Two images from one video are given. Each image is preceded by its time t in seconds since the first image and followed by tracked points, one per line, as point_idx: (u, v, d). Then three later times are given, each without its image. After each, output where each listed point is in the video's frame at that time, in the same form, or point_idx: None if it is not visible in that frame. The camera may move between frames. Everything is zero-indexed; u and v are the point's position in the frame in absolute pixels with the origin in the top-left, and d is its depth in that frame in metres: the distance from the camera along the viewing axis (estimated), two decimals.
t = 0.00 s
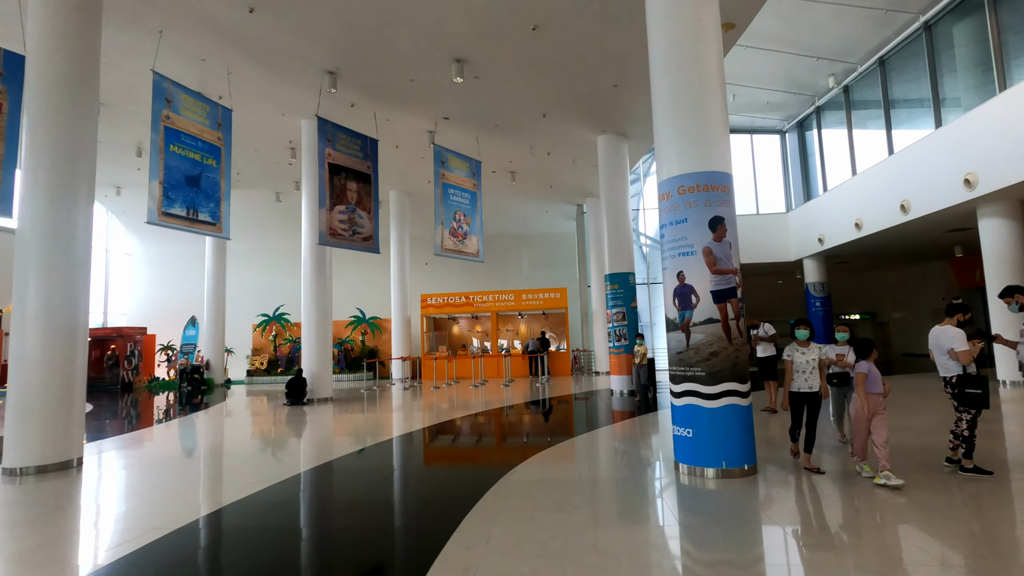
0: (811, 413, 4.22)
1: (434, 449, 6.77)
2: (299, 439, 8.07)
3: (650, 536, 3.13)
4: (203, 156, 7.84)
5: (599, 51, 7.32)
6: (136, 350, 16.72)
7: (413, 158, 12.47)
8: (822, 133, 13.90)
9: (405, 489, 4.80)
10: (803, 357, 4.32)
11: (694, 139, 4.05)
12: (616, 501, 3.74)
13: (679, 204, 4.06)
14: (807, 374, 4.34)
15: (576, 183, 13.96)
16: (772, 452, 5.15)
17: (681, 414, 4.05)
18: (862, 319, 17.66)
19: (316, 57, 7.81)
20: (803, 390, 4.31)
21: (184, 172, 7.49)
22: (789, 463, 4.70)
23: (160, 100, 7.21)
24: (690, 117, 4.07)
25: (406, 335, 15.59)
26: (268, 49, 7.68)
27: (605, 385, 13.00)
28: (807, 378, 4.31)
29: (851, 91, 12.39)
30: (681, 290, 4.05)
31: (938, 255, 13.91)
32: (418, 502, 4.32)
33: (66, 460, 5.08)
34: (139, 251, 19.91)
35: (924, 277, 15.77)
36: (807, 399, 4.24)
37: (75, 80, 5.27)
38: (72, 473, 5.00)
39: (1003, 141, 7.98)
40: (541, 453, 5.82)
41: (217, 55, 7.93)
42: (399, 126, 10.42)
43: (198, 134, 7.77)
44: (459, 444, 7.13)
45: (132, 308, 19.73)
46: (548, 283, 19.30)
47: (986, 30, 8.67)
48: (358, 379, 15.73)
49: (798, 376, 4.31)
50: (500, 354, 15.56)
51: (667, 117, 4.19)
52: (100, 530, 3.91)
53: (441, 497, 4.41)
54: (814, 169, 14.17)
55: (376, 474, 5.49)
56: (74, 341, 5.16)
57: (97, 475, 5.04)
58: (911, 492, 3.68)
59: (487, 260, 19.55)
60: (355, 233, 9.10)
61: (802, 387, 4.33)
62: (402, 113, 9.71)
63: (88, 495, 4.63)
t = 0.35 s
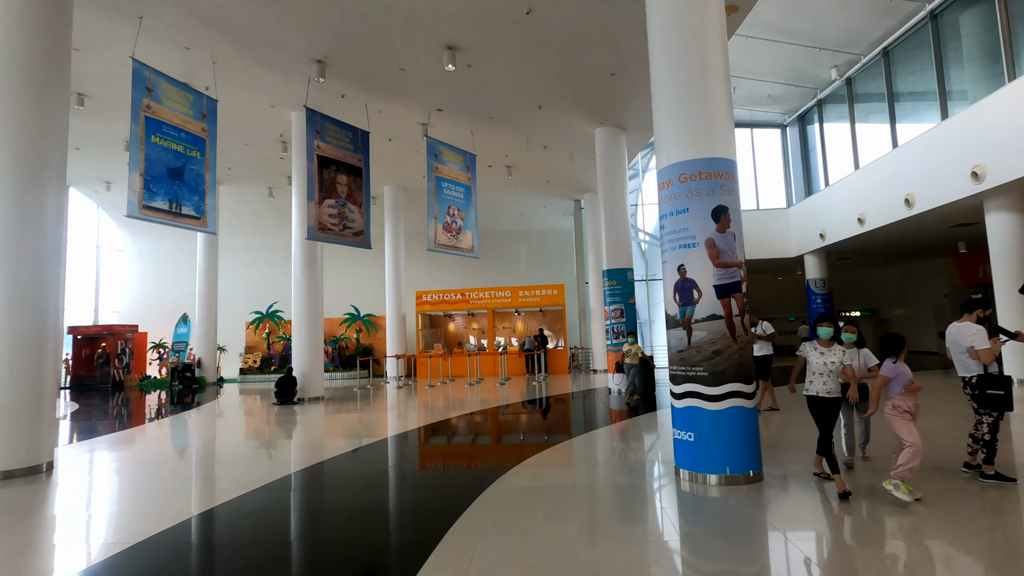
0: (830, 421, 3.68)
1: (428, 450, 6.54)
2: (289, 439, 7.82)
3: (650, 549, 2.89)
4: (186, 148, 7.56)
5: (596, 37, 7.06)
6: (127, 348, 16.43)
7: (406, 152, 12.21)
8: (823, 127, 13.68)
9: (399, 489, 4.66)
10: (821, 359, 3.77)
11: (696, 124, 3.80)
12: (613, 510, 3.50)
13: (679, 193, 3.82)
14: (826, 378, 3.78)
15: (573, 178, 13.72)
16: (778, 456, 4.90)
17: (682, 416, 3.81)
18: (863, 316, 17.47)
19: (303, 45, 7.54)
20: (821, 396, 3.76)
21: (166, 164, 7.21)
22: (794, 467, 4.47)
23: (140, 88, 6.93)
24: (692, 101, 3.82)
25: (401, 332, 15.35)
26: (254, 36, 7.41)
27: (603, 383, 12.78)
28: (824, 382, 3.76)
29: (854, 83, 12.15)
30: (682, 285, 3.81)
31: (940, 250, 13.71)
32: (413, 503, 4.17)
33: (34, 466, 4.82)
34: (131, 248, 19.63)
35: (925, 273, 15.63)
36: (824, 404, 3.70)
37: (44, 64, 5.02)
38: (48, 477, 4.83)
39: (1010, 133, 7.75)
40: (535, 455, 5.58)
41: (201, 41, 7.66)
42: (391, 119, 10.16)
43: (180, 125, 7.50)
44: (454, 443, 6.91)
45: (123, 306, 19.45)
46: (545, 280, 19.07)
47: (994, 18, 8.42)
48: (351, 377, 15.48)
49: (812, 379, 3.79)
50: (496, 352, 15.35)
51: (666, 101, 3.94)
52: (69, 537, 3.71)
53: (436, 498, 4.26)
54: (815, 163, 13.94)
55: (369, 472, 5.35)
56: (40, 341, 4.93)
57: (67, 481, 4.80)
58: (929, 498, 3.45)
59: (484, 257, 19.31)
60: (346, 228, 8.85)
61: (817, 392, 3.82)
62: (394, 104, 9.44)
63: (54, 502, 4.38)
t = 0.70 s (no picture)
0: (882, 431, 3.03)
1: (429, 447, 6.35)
2: (281, 438, 7.57)
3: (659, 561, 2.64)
4: (175, 138, 7.31)
5: (598, 23, 6.79)
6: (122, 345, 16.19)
7: (405, 146, 11.94)
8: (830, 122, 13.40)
9: (398, 487, 4.56)
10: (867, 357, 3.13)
11: (709, 106, 3.54)
12: (619, 518, 3.24)
13: (690, 179, 3.56)
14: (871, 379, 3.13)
15: (575, 174, 13.46)
16: (792, 461, 4.63)
17: (693, 419, 3.55)
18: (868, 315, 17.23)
19: (296, 32, 7.28)
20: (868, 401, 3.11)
21: (154, 154, 6.96)
22: (809, 473, 4.21)
23: (127, 75, 6.68)
24: (705, 81, 3.56)
25: (400, 331, 15.10)
26: (245, 22, 7.15)
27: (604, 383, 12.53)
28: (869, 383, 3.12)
29: (863, 77, 11.88)
30: (694, 278, 3.55)
31: (950, 249, 13.43)
32: (413, 501, 4.08)
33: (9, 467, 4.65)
34: (127, 244, 19.40)
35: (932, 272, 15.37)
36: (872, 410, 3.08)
37: (17, 46, 4.78)
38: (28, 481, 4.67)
39: None
40: (537, 457, 5.33)
41: (191, 28, 7.41)
42: (389, 111, 9.89)
43: (169, 115, 7.25)
44: (454, 442, 6.68)
45: (119, 303, 19.22)
46: (546, 278, 18.81)
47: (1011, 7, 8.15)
48: (348, 376, 15.22)
49: (856, 379, 3.17)
50: (496, 351, 15.10)
51: (677, 80, 3.68)
52: (46, 540, 3.53)
53: (438, 496, 4.16)
54: (821, 160, 13.68)
55: (364, 473, 5.16)
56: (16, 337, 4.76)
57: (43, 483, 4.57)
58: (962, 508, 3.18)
59: (484, 255, 19.06)
60: (340, 222, 8.59)
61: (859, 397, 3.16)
62: (391, 96, 9.18)
63: (25, 507, 4.14)
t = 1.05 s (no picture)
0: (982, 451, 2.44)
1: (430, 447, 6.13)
2: (278, 438, 7.36)
3: None
4: (169, 130, 7.09)
5: (605, 9, 6.53)
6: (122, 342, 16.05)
7: (406, 140, 11.70)
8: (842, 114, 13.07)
9: (400, 485, 4.46)
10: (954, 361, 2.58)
11: (728, 87, 3.27)
12: (631, 532, 3.00)
13: (707, 166, 3.31)
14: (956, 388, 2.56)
15: (580, 168, 13.18)
16: (812, 468, 4.36)
17: (711, 426, 3.30)
18: (877, 313, 16.99)
19: (292, 19, 7.04)
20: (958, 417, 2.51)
21: (146, 146, 6.73)
22: (831, 482, 3.95)
23: (118, 64, 6.46)
24: (723, 60, 3.29)
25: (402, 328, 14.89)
26: (239, 9, 6.91)
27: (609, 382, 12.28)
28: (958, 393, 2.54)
29: (877, 68, 11.56)
30: (712, 274, 3.30)
31: (964, 245, 13.10)
32: (416, 501, 3.97)
33: None
34: (127, 240, 19.26)
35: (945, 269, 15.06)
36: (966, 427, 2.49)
37: None
38: (19, 493, 4.56)
39: None
40: (542, 461, 5.09)
41: (184, 16, 7.19)
42: (389, 103, 9.65)
43: (162, 105, 7.02)
44: (457, 442, 6.47)
45: (120, 300, 19.09)
46: (550, 275, 18.56)
47: None
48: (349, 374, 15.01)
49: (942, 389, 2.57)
50: (499, 348, 14.87)
51: (693, 61, 3.42)
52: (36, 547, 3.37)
53: (441, 496, 4.04)
54: (832, 154, 13.37)
55: (362, 476, 4.94)
56: None
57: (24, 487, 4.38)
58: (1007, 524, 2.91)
59: (487, 251, 18.82)
60: (339, 216, 8.34)
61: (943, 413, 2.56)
62: (392, 87, 8.93)
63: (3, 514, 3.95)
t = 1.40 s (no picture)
0: None
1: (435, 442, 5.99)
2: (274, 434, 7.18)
3: None
4: (159, 118, 6.86)
5: None
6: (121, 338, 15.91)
7: (406, 131, 11.44)
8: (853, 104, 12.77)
9: (397, 484, 4.27)
10: None
11: (745, 61, 3.02)
12: (639, 543, 2.77)
13: (722, 147, 3.06)
14: None
15: (584, 160, 12.90)
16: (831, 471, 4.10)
17: (726, 429, 3.06)
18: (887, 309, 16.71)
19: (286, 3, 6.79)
20: None
21: (134, 135, 6.52)
22: (852, 485, 3.70)
23: (104, 50, 6.25)
24: (741, 33, 3.03)
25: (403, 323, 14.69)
26: None
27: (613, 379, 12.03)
28: None
29: (890, 57, 11.25)
30: (729, 264, 3.05)
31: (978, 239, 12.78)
32: (412, 501, 3.77)
33: None
34: (127, 235, 19.10)
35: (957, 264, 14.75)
36: None
37: None
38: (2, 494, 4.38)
39: None
40: (545, 459, 4.87)
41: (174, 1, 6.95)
42: (388, 92, 9.39)
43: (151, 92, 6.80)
44: (462, 435, 6.32)
45: (120, 294, 18.95)
46: (553, 270, 18.30)
47: None
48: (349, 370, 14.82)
49: None
50: (502, 344, 14.65)
51: (707, 35, 3.16)
52: (16, 543, 3.22)
53: (443, 493, 3.90)
54: (843, 146, 13.07)
55: (359, 473, 4.76)
56: None
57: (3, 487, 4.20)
58: None
59: (489, 246, 18.58)
60: (336, 208, 8.10)
61: None
62: (390, 75, 8.66)
63: None
